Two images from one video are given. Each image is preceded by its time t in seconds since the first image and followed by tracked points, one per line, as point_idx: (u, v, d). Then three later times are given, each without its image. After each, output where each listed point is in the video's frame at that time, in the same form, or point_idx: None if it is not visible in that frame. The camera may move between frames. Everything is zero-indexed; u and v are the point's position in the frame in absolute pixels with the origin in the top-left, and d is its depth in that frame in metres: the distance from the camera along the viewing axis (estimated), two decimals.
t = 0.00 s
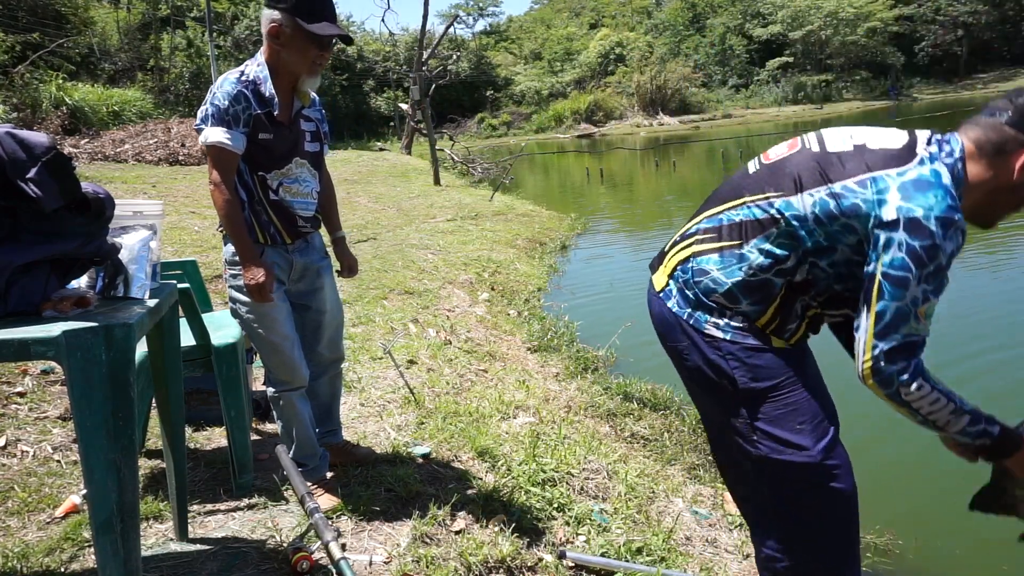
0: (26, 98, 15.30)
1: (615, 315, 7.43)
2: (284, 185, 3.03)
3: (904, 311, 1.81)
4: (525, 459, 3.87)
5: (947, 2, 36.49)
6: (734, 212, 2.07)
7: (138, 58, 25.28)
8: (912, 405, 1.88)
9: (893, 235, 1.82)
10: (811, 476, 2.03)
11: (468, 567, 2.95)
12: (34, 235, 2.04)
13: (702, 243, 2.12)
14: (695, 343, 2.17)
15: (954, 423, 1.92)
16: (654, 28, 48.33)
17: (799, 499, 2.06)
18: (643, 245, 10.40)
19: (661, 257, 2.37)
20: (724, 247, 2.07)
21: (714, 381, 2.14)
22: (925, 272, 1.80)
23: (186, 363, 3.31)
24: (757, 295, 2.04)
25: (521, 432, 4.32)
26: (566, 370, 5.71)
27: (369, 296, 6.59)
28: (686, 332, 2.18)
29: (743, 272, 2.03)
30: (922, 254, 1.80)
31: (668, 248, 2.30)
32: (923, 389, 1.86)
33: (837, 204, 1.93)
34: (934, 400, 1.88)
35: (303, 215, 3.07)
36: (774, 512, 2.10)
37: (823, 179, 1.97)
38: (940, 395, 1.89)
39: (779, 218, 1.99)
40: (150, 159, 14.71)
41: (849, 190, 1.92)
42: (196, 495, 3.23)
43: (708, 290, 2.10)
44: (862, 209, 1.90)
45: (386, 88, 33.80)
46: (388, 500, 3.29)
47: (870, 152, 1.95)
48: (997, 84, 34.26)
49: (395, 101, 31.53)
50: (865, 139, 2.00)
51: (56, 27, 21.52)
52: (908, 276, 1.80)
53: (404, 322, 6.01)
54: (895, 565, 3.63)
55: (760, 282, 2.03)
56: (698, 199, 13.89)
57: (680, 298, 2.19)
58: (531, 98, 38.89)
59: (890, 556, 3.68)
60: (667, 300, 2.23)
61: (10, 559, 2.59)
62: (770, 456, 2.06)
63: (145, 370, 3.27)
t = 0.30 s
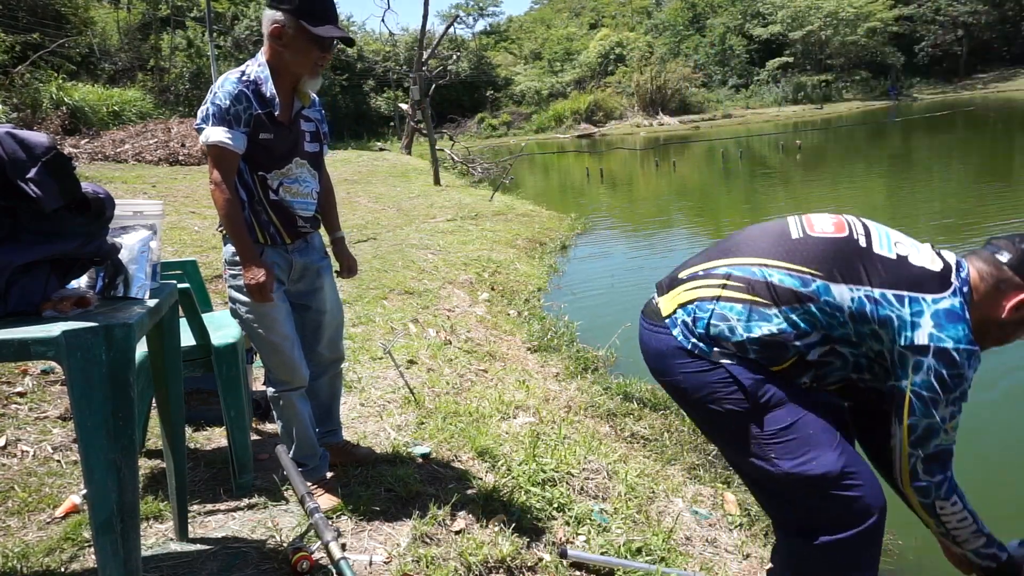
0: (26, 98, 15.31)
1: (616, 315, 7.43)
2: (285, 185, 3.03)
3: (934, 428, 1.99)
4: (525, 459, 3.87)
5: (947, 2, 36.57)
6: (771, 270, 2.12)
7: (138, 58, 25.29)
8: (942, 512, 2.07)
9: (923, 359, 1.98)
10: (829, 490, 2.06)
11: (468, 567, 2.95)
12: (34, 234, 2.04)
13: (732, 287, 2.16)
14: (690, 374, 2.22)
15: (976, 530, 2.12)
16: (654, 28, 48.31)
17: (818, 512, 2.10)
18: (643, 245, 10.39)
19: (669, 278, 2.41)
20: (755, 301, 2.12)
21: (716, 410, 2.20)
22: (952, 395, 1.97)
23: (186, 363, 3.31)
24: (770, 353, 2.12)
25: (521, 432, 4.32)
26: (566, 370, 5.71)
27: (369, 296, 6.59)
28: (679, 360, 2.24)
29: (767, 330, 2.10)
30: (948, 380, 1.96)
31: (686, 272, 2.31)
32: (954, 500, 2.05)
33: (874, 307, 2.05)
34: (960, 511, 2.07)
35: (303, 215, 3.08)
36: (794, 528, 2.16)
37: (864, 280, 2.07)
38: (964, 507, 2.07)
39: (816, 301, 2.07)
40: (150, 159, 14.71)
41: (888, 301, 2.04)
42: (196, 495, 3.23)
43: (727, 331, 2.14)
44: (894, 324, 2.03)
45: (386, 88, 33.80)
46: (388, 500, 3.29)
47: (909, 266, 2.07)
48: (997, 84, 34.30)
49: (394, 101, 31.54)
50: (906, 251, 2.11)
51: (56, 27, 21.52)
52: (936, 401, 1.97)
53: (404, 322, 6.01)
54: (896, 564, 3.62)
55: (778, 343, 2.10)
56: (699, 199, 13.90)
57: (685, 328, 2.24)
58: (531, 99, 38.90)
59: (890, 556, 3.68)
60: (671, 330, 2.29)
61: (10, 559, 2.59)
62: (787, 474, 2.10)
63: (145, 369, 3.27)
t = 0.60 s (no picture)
0: (26, 98, 15.31)
1: (616, 315, 7.42)
2: (284, 185, 3.03)
3: (994, 478, 2.08)
4: (525, 459, 3.87)
5: (947, 2, 36.58)
6: (799, 327, 2.14)
7: (138, 58, 25.30)
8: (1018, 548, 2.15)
9: (959, 419, 2.06)
10: (851, 512, 2.04)
11: (468, 567, 2.95)
12: (34, 234, 2.04)
13: (754, 339, 2.17)
14: (701, 415, 2.24)
15: None
16: (654, 28, 48.31)
17: (840, 533, 2.08)
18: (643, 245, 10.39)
19: (683, 319, 2.40)
20: (780, 356, 2.13)
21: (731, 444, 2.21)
22: (997, 445, 2.06)
23: (186, 363, 3.32)
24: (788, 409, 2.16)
25: (521, 432, 4.32)
26: (566, 370, 5.71)
27: (369, 296, 6.59)
28: (690, 402, 2.27)
29: (792, 385, 2.12)
30: (991, 432, 2.04)
31: (708, 315, 2.30)
32: None
33: (904, 371, 2.10)
34: None
35: (303, 215, 3.08)
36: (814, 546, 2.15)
37: (890, 343, 2.11)
38: None
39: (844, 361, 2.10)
40: (150, 159, 14.70)
41: (921, 360, 2.10)
42: (196, 495, 3.23)
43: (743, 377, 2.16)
44: (924, 387, 2.09)
45: (386, 88, 33.81)
46: (388, 500, 3.29)
47: (930, 328, 2.13)
48: (997, 84, 34.30)
49: (394, 100, 31.54)
50: (926, 312, 2.16)
51: (56, 27, 21.53)
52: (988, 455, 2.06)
53: (404, 322, 6.01)
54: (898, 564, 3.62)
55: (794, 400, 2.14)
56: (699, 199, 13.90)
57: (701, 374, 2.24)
58: (531, 99, 38.89)
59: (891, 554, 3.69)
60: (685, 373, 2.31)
61: (10, 559, 2.59)
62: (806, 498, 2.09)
63: (145, 369, 3.27)
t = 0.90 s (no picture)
0: (26, 98, 15.31)
1: (616, 315, 7.42)
2: (285, 185, 3.03)
3: (975, 425, 1.94)
4: (525, 459, 3.87)
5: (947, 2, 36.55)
6: (804, 269, 2.12)
7: (138, 58, 25.30)
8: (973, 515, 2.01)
9: (960, 350, 1.94)
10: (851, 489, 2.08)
11: (468, 567, 2.95)
12: (34, 234, 2.04)
13: (758, 283, 2.17)
14: (716, 371, 2.24)
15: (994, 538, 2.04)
16: (654, 28, 48.29)
17: (839, 508, 2.13)
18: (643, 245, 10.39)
19: (695, 272, 2.41)
20: (788, 301, 2.13)
21: (742, 406, 2.22)
22: (991, 385, 1.93)
23: (186, 363, 3.32)
24: (798, 353, 2.14)
25: (520, 432, 4.32)
26: (566, 370, 5.71)
27: (369, 296, 6.59)
28: (703, 357, 2.27)
29: (799, 331, 2.12)
30: (988, 369, 1.92)
31: (715, 266, 2.32)
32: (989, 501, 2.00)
33: (906, 305, 2.04)
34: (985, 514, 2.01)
35: (303, 215, 3.08)
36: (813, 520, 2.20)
37: (895, 276, 2.06)
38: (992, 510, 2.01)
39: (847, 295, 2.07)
40: (150, 159, 14.70)
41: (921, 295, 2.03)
42: (196, 496, 3.23)
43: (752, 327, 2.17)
44: (926, 319, 2.02)
45: (386, 88, 33.81)
46: (388, 500, 3.29)
47: (941, 261, 2.06)
48: (998, 84, 34.26)
49: (394, 101, 31.54)
50: (937, 248, 2.09)
51: (56, 27, 21.53)
52: (975, 393, 1.93)
53: (404, 322, 6.01)
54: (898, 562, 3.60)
55: (807, 345, 2.12)
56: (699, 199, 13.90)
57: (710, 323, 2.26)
58: (531, 99, 38.89)
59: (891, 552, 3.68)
60: (699, 327, 2.30)
61: (11, 559, 2.59)
62: (809, 474, 2.12)
63: (145, 370, 3.27)
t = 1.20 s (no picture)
0: (26, 98, 15.31)
1: (615, 315, 7.42)
2: (285, 185, 3.03)
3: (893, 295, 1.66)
4: (525, 459, 3.87)
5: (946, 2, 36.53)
6: (769, 200, 2.05)
7: (138, 58, 25.31)
8: (849, 387, 1.68)
9: (909, 221, 1.72)
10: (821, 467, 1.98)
11: (468, 567, 2.95)
12: (34, 234, 2.04)
13: (732, 227, 2.13)
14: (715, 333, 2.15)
15: (860, 440, 1.70)
16: (654, 28, 48.31)
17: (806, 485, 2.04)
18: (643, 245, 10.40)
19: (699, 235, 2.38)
20: (759, 235, 2.06)
21: (730, 365, 2.13)
22: (936, 261, 1.66)
23: (187, 364, 3.32)
24: (786, 285, 2.03)
25: (520, 432, 4.32)
26: (566, 370, 5.71)
27: (369, 296, 6.59)
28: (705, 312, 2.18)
29: (778, 259, 2.02)
30: (934, 242, 1.66)
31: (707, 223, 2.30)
32: (874, 384, 1.67)
33: (863, 201, 1.87)
34: (863, 402, 1.67)
35: (303, 215, 3.08)
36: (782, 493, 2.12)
37: (853, 174, 1.90)
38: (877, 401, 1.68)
39: (807, 202, 1.96)
40: (150, 159, 14.69)
41: (877, 183, 1.85)
42: (196, 495, 3.23)
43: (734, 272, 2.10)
44: (882, 204, 1.82)
45: (386, 88, 33.82)
46: (388, 500, 3.29)
47: (905, 151, 1.85)
48: (997, 83, 34.18)
49: (395, 101, 31.55)
50: (903, 140, 1.89)
51: (56, 27, 21.54)
52: (911, 256, 1.67)
53: (404, 322, 6.01)
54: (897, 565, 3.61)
55: (792, 272, 2.01)
56: (699, 199, 13.90)
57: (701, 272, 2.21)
58: (531, 99, 38.90)
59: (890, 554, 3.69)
60: (696, 281, 2.24)
61: (10, 559, 2.59)
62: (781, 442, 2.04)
63: (145, 369, 3.27)
